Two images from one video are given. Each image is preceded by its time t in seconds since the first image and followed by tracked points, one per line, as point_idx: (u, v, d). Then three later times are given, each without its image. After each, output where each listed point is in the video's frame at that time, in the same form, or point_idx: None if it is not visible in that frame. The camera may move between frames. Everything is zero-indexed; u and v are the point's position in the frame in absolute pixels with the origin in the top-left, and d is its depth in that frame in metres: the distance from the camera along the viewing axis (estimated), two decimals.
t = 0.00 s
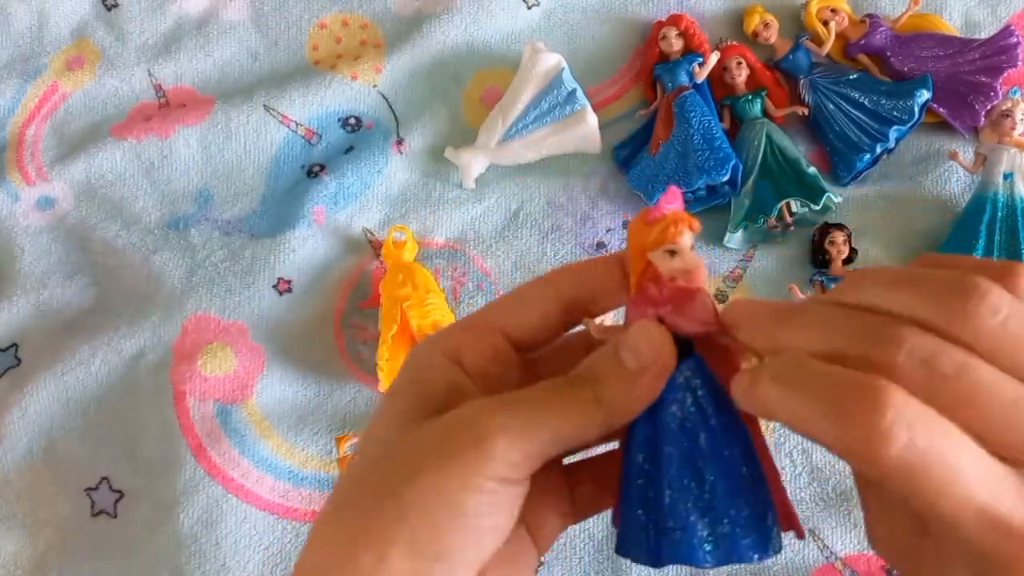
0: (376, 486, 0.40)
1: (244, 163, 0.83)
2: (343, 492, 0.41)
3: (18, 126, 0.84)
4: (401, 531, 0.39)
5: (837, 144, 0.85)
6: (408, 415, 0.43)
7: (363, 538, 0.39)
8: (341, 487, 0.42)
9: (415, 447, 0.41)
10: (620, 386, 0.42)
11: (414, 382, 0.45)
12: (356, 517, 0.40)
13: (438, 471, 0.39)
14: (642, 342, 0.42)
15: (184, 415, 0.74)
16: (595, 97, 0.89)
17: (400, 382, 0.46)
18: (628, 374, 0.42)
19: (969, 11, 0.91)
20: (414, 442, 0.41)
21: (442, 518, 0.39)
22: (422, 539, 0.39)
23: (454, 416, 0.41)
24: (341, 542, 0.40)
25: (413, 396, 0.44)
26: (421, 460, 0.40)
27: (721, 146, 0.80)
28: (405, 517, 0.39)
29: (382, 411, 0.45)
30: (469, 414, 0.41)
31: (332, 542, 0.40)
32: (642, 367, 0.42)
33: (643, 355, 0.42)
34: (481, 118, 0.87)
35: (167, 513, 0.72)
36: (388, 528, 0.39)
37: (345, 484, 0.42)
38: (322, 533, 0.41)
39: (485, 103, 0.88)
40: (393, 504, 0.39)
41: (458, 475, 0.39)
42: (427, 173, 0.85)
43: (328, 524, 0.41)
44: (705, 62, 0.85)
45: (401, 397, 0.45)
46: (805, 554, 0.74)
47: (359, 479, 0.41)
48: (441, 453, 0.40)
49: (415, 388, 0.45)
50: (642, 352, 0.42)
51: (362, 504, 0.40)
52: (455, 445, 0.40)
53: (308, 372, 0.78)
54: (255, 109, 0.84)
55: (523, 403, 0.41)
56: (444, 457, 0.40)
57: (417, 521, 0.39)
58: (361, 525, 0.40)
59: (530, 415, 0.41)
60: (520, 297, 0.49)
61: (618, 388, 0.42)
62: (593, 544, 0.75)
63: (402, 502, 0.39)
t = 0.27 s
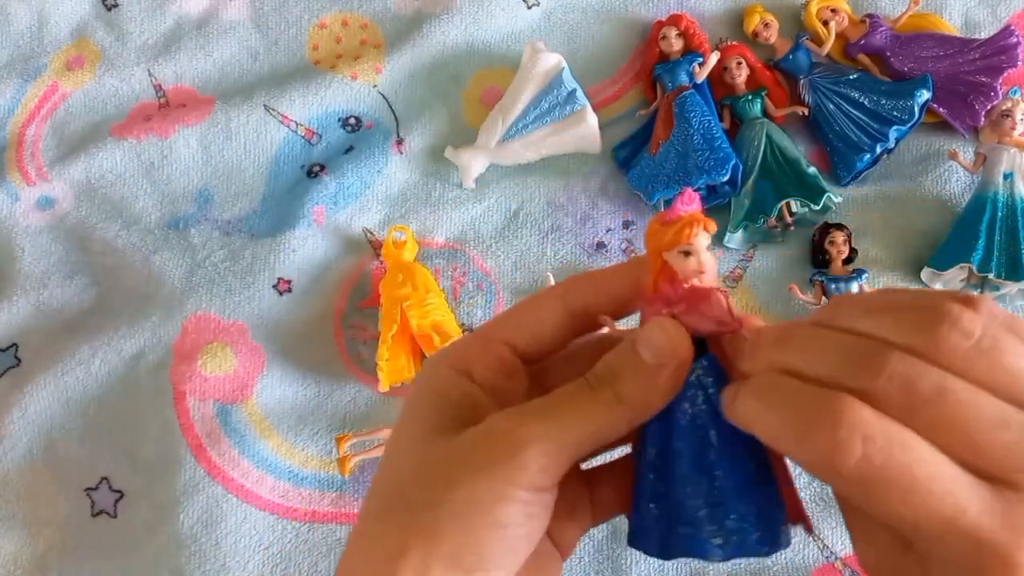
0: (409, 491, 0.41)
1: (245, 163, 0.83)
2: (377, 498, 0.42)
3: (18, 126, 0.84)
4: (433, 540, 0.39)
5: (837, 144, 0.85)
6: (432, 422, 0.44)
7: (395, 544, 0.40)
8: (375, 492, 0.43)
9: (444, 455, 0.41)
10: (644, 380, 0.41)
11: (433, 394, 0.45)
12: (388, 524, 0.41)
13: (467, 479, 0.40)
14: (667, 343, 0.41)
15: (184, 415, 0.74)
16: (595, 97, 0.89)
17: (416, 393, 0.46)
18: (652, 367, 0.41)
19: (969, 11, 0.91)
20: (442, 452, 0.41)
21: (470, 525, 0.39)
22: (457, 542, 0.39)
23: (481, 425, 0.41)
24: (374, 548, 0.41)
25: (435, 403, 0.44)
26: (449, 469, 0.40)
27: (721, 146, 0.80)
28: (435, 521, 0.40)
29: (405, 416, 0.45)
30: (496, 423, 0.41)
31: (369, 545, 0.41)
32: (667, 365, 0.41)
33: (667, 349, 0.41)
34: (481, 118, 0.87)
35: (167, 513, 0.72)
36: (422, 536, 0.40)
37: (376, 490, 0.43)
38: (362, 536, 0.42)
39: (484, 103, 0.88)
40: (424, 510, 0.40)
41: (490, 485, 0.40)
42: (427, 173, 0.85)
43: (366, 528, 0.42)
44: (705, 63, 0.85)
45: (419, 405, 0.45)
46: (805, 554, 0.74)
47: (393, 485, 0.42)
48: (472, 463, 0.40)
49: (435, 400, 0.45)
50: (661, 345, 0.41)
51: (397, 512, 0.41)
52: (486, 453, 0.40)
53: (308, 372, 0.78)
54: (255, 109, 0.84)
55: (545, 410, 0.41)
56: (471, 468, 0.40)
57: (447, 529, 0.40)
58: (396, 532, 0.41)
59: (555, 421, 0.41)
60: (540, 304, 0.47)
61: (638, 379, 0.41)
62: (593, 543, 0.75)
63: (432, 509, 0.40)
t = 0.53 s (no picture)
0: (409, 474, 0.42)
1: (245, 163, 0.84)
2: (379, 478, 0.43)
3: (18, 126, 0.84)
4: (433, 521, 0.40)
5: (837, 144, 0.85)
6: (426, 403, 0.44)
7: (395, 525, 0.41)
8: (376, 472, 0.44)
9: (444, 438, 0.42)
10: (636, 362, 0.40)
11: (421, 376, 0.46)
12: (388, 504, 0.42)
13: (465, 465, 0.40)
14: (665, 322, 0.38)
15: (184, 415, 0.74)
16: (595, 97, 0.89)
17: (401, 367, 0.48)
18: (653, 349, 0.39)
19: (969, 11, 0.91)
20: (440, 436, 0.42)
21: (466, 506, 0.40)
22: (453, 521, 0.40)
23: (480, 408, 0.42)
24: (380, 523, 0.42)
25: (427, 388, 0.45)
26: (447, 454, 0.41)
27: (721, 146, 0.80)
28: (430, 503, 0.41)
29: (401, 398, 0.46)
30: (496, 403, 0.41)
31: (373, 526, 0.43)
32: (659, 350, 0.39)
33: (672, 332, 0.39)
34: (482, 118, 0.87)
35: (167, 512, 0.72)
36: (424, 517, 0.41)
37: (376, 472, 0.44)
38: (364, 515, 0.43)
39: (484, 103, 0.88)
40: (424, 492, 0.41)
41: (487, 469, 0.40)
42: (427, 173, 0.85)
43: (369, 509, 0.43)
44: (705, 63, 0.85)
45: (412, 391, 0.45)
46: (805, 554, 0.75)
47: (394, 466, 0.43)
48: (469, 448, 0.41)
49: (426, 380, 0.45)
50: (667, 330, 0.38)
51: (398, 495, 0.42)
52: (482, 435, 0.41)
53: (308, 372, 0.78)
54: (255, 109, 0.84)
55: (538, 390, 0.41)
56: (467, 448, 0.41)
57: (444, 511, 0.40)
58: (398, 513, 0.42)
59: (547, 399, 0.40)
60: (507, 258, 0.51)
61: (635, 358, 0.40)
62: (593, 543, 0.75)
63: (432, 490, 0.41)
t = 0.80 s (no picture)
0: (376, 436, 0.46)
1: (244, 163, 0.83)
2: (341, 447, 0.46)
3: (17, 126, 0.83)
4: (409, 481, 0.44)
5: (838, 144, 0.85)
6: (394, 353, 0.48)
7: (378, 479, 0.45)
8: (338, 440, 0.47)
9: (410, 393, 0.46)
10: (598, 279, 0.45)
11: (374, 344, 0.49)
12: (360, 469, 0.45)
13: (436, 427, 0.44)
14: (611, 230, 0.45)
15: (184, 416, 0.74)
16: (595, 96, 0.88)
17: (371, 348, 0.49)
18: (608, 260, 0.45)
19: (969, 10, 0.91)
20: (404, 394, 0.46)
21: (445, 466, 0.44)
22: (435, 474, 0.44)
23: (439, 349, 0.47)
24: (367, 490, 0.44)
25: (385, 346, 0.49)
26: (410, 410, 0.45)
27: (722, 145, 0.80)
28: (402, 468, 0.44)
29: (355, 365, 0.49)
30: (467, 349, 0.46)
31: (345, 499, 0.45)
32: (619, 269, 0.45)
33: (621, 240, 0.45)
34: (482, 118, 0.87)
35: (167, 512, 0.72)
36: (396, 481, 0.44)
37: (344, 439, 0.46)
38: (331, 488, 0.46)
39: (484, 102, 0.87)
40: (393, 456, 0.45)
41: (459, 427, 0.44)
42: (427, 173, 0.85)
43: (337, 481, 0.46)
44: (705, 62, 0.85)
45: (366, 344, 0.49)
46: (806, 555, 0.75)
47: (356, 431, 0.46)
48: (437, 410, 0.44)
49: (378, 333, 0.49)
50: (615, 235, 0.45)
51: (367, 459, 0.45)
52: (451, 393, 0.45)
53: (308, 372, 0.78)
54: (255, 109, 0.84)
55: (507, 326, 0.45)
56: (438, 404, 0.44)
57: (420, 472, 0.44)
58: (369, 480, 0.45)
59: (516, 336, 0.45)
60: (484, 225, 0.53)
61: (591, 274, 0.45)
62: (593, 544, 0.75)
63: (399, 452, 0.45)
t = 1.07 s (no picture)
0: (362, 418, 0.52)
1: (244, 163, 0.83)
2: (332, 429, 0.53)
3: (17, 126, 0.83)
4: (375, 456, 0.51)
5: (838, 144, 0.85)
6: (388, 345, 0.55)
7: (360, 453, 0.51)
8: (331, 421, 0.54)
9: (395, 363, 0.53)
10: (555, 272, 0.48)
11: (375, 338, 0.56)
12: (340, 444, 0.52)
13: (403, 406, 0.51)
14: (563, 222, 0.47)
15: (184, 416, 0.74)
16: (595, 96, 0.88)
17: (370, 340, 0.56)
18: (565, 262, 0.48)
19: (970, 10, 0.90)
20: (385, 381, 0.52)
21: (410, 447, 0.50)
22: (408, 455, 0.50)
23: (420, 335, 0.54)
24: (349, 463, 0.51)
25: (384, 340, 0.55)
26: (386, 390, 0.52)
27: (722, 145, 0.80)
28: (375, 442, 0.51)
29: (354, 361, 0.55)
30: (448, 342, 0.51)
31: (328, 473, 0.52)
32: (574, 264, 0.48)
33: (570, 227, 0.47)
34: (481, 118, 0.87)
35: (167, 512, 0.72)
36: (367, 451, 0.51)
37: (334, 420, 0.54)
38: (321, 465, 0.53)
39: (484, 102, 0.87)
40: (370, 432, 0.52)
41: (422, 410, 0.50)
42: (427, 173, 0.85)
43: (325, 456, 0.53)
44: (705, 62, 0.84)
45: (364, 347, 0.55)
46: (805, 554, 0.75)
47: (343, 412, 0.54)
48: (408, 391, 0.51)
49: (380, 320, 0.57)
50: (566, 228, 0.47)
51: (349, 433, 0.52)
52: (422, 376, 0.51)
53: (308, 372, 0.78)
54: (255, 109, 0.84)
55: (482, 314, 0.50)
56: (407, 391, 0.51)
57: (388, 446, 0.51)
58: (349, 451, 0.52)
59: (490, 325, 0.50)
60: (484, 213, 0.55)
61: (552, 268, 0.48)
62: (593, 544, 0.75)
63: (374, 428, 0.51)
